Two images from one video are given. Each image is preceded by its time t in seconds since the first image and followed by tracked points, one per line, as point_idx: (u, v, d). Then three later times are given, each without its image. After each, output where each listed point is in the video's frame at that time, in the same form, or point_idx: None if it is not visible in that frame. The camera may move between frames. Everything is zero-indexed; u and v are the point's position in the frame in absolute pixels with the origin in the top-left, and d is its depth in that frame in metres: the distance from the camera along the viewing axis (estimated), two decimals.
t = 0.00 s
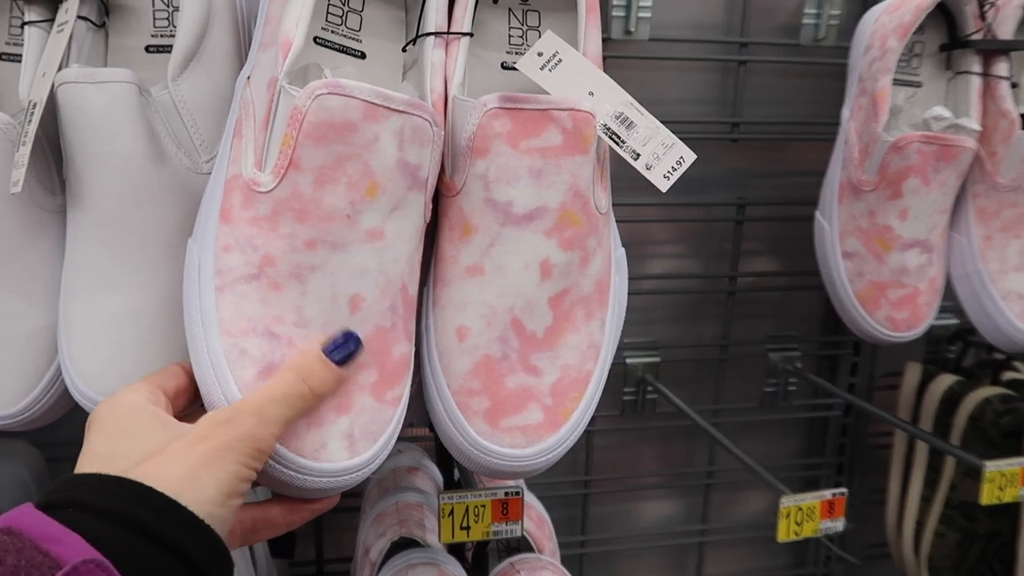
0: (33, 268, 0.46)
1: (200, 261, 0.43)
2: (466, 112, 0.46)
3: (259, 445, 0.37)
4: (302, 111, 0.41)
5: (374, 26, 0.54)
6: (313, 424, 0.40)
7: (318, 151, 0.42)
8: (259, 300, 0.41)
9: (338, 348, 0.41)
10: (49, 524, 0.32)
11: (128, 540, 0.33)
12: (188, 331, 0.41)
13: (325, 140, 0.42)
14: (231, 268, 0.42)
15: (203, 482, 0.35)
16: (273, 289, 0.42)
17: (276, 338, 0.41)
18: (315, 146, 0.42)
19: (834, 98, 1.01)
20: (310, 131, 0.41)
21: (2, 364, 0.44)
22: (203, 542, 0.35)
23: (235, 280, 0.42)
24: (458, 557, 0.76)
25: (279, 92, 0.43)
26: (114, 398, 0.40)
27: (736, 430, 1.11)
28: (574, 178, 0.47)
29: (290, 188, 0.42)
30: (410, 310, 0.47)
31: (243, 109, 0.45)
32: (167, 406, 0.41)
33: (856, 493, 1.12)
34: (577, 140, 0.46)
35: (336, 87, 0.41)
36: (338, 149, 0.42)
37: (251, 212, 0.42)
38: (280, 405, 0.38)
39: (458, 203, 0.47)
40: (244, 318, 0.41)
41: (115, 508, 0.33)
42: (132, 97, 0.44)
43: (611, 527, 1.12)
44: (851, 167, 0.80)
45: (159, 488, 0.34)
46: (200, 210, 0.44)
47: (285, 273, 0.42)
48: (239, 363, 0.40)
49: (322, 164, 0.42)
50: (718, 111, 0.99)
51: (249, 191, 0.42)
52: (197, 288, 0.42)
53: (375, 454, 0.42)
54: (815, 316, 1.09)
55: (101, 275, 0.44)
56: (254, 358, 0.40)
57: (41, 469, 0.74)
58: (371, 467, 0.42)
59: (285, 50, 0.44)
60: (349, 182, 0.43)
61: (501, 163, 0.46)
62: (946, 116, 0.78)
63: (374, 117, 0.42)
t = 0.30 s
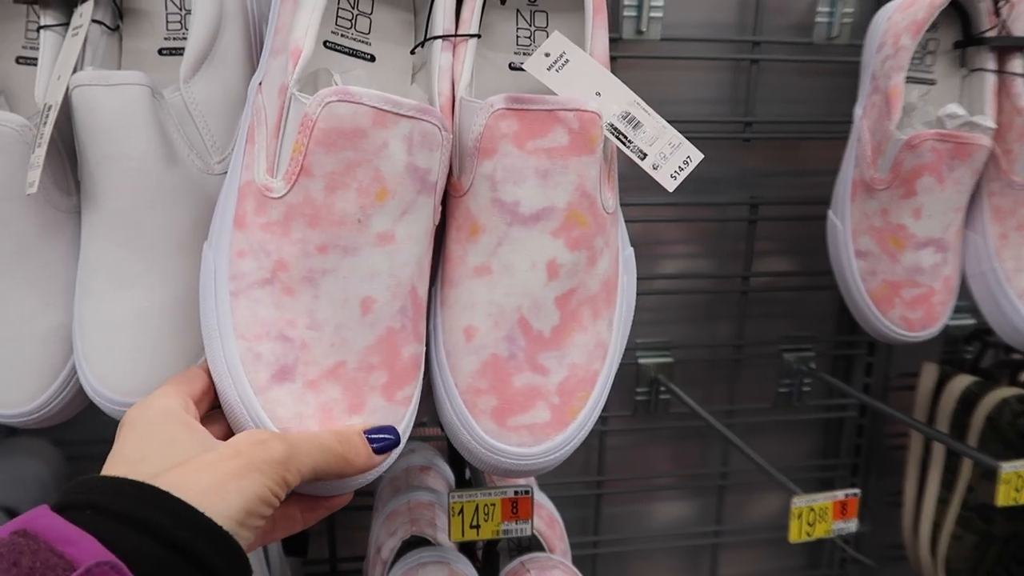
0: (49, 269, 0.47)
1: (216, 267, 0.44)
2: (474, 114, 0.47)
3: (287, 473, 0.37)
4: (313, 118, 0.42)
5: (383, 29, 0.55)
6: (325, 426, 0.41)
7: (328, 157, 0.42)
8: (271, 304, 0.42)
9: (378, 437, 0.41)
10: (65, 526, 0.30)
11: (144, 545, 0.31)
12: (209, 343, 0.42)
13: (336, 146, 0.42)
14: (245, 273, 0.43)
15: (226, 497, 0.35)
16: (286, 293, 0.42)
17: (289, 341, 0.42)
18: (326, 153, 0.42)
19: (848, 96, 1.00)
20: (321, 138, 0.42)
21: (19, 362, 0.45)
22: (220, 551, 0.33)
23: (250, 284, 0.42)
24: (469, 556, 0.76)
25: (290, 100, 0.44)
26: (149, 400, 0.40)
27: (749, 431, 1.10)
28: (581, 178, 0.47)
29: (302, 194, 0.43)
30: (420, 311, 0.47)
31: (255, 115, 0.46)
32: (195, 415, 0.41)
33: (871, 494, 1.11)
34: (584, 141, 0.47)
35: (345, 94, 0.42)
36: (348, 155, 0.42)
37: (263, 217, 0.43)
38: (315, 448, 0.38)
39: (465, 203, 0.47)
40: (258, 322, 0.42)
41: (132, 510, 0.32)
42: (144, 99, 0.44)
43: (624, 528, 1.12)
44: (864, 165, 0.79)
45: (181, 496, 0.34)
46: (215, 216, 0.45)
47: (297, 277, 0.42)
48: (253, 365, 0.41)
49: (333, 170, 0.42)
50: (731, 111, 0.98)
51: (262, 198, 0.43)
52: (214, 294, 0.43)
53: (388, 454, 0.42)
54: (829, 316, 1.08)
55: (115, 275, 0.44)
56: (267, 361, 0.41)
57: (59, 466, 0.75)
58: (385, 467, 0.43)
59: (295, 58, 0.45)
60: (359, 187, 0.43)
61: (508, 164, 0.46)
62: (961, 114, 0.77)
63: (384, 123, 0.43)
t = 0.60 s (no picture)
0: (61, 267, 0.47)
1: (224, 264, 0.43)
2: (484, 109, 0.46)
3: (284, 457, 0.37)
4: (320, 115, 0.41)
5: (393, 26, 0.55)
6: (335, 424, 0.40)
7: (336, 154, 0.42)
8: (279, 301, 0.42)
9: (358, 365, 0.41)
10: (76, 535, 0.31)
11: (152, 553, 0.32)
12: (214, 335, 0.42)
13: (343, 143, 0.42)
14: (253, 270, 0.42)
15: (226, 493, 0.35)
16: (294, 291, 0.42)
17: (297, 339, 0.41)
18: (333, 149, 0.42)
19: (867, 92, 0.98)
20: (328, 134, 0.42)
21: (31, 359, 0.46)
22: (227, 557, 0.34)
23: (258, 282, 0.42)
24: (480, 555, 0.76)
25: (297, 97, 0.44)
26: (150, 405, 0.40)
27: (764, 432, 1.09)
28: (592, 175, 0.47)
29: (310, 191, 0.42)
30: (429, 309, 0.47)
31: (264, 113, 0.46)
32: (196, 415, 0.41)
33: (890, 496, 1.08)
34: (594, 137, 0.46)
35: (352, 90, 0.42)
36: (355, 151, 0.42)
37: (273, 215, 0.43)
38: (306, 423, 0.38)
39: (475, 200, 0.47)
40: (266, 319, 0.41)
41: (143, 519, 0.33)
42: (153, 97, 0.44)
43: (637, 528, 1.11)
44: (881, 162, 0.78)
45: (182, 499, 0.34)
46: (224, 215, 0.45)
47: (305, 275, 0.42)
48: (261, 364, 0.40)
49: (340, 167, 0.42)
50: (746, 108, 0.97)
51: (271, 196, 0.43)
52: (222, 293, 0.42)
53: (399, 450, 0.42)
54: (845, 315, 1.07)
55: (124, 273, 0.44)
56: (275, 359, 0.40)
57: (74, 463, 0.76)
58: (393, 465, 0.42)
59: (302, 55, 0.45)
60: (367, 184, 0.43)
61: (518, 160, 0.46)
62: (981, 110, 0.75)
63: (391, 119, 0.42)
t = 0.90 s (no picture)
0: (79, 264, 0.47)
1: (239, 263, 0.43)
2: (495, 108, 0.46)
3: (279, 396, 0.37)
4: (333, 113, 0.42)
5: (406, 25, 0.55)
6: (347, 421, 0.41)
7: (349, 153, 0.42)
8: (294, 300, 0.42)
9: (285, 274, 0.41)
10: (108, 499, 0.30)
11: (184, 520, 0.30)
12: (228, 332, 0.42)
13: (356, 142, 0.42)
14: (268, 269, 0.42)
15: (233, 441, 0.34)
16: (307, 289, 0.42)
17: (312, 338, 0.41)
18: (347, 148, 0.42)
19: (882, 90, 0.98)
20: (341, 133, 0.42)
21: (48, 356, 0.46)
22: (250, 522, 0.32)
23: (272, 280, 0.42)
24: (492, 553, 0.76)
25: (312, 96, 0.44)
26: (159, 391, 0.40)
27: (777, 432, 1.09)
28: (604, 172, 0.46)
29: (323, 189, 0.43)
30: (441, 307, 0.47)
31: (278, 112, 0.46)
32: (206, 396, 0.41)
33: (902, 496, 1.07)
34: (607, 134, 0.46)
35: (365, 89, 0.42)
36: (368, 151, 0.42)
37: (286, 213, 0.43)
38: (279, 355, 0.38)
39: (487, 198, 0.47)
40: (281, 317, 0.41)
41: (169, 485, 0.31)
42: (169, 97, 0.45)
43: (649, 527, 1.11)
44: (896, 160, 0.77)
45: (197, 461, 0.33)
46: (238, 215, 0.46)
47: (320, 273, 0.42)
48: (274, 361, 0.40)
49: (353, 165, 0.42)
50: (759, 106, 0.96)
51: (284, 194, 0.43)
52: (236, 291, 0.42)
53: (411, 446, 0.43)
54: (859, 314, 1.06)
55: (140, 272, 0.45)
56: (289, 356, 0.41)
57: (91, 459, 0.77)
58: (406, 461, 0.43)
59: (316, 55, 0.45)
60: (380, 182, 0.43)
61: (530, 159, 0.46)
62: (996, 108, 0.75)
63: (403, 118, 0.43)
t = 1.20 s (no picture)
0: (91, 265, 0.48)
1: (264, 272, 0.43)
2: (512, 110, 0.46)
3: (325, 448, 0.37)
4: (356, 126, 0.41)
5: (419, 27, 0.55)
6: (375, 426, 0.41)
7: (372, 165, 0.42)
8: (321, 309, 0.42)
9: (394, 380, 0.41)
10: (119, 503, 0.31)
11: (196, 525, 0.31)
12: (258, 344, 0.42)
13: (379, 153, 0.42)
14: (293, 278, 0.42)
15: (268, 468, 0.35)
16: (334, 298, 0.42)
17: (339, 346, 0.41)
18: (370, 160, 0.42)
19: (897, 88, 0.97)
20: (364, 144, 0.42)
21: (62, 356, 0.46)
22: (268, 534, 0.34)
23: (298, 290, 0.42)
24: (503, 554, 0.76)
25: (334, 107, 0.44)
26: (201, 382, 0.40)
27: (790, 433, 1.08)
28: (621, 173, 0.46)
29: (347, 201, 0.42)
30: (464, 310, 0.46)
31: (298, 121, 0.46)
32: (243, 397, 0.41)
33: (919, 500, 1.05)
34: (624, 135, 0.46)
35: (387, 101, 0.41)
36: (392, 161, 0.42)
37: (310, 223, 0.43)
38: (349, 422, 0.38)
39: (505, 200, 0.47)
40: (309, 326, 0.41)
41: (184, 491, 0.32)
42: (181, 97, 0.45)
43: (660, 529, 1.10)
44: (912, 159, 0.75)
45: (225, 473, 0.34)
46: (262, 223, 0.45)
47: (345, 282, 0.42)
48: (306, 370, 0.40)
49: (377, 177, 0.42)
50: (773, 105, 0.96)
51: (307, 204, 0.43)
52: (264, 304, 0.42)
53: (438, 451, 0.42)
54: (874, 314, 1.05)
55: (152, 272, 0.45)
56: (318, 365, 0.41)
57: (103, 457, 0.77)
58: (434, 465, 0.43)
59: (337, 66, 0.45)
60: (403, 194, 0.43)
61: (547, 160, 0.45)
62: (1014, 106, 0.75)
63: (425, 128, 0.42)
